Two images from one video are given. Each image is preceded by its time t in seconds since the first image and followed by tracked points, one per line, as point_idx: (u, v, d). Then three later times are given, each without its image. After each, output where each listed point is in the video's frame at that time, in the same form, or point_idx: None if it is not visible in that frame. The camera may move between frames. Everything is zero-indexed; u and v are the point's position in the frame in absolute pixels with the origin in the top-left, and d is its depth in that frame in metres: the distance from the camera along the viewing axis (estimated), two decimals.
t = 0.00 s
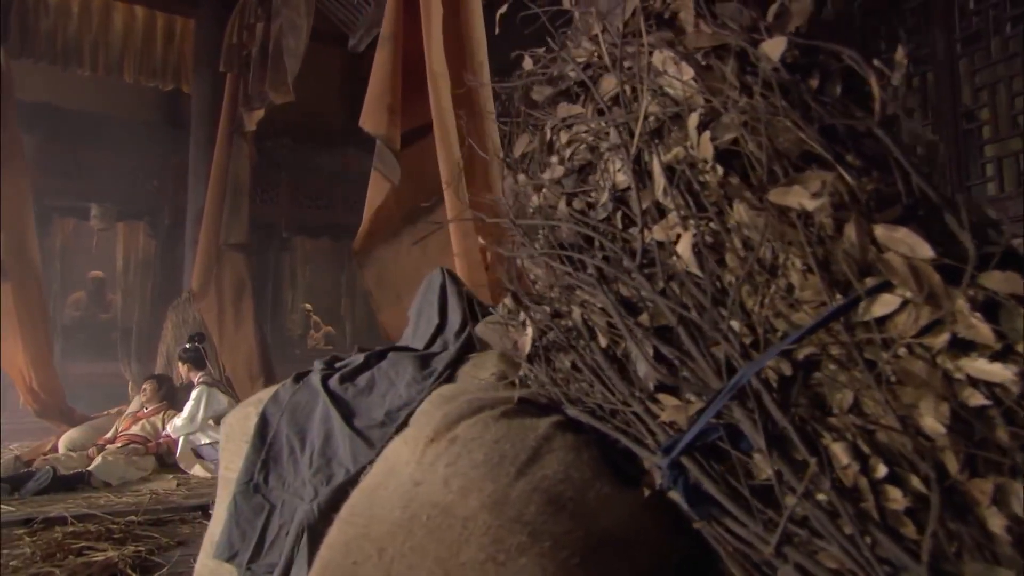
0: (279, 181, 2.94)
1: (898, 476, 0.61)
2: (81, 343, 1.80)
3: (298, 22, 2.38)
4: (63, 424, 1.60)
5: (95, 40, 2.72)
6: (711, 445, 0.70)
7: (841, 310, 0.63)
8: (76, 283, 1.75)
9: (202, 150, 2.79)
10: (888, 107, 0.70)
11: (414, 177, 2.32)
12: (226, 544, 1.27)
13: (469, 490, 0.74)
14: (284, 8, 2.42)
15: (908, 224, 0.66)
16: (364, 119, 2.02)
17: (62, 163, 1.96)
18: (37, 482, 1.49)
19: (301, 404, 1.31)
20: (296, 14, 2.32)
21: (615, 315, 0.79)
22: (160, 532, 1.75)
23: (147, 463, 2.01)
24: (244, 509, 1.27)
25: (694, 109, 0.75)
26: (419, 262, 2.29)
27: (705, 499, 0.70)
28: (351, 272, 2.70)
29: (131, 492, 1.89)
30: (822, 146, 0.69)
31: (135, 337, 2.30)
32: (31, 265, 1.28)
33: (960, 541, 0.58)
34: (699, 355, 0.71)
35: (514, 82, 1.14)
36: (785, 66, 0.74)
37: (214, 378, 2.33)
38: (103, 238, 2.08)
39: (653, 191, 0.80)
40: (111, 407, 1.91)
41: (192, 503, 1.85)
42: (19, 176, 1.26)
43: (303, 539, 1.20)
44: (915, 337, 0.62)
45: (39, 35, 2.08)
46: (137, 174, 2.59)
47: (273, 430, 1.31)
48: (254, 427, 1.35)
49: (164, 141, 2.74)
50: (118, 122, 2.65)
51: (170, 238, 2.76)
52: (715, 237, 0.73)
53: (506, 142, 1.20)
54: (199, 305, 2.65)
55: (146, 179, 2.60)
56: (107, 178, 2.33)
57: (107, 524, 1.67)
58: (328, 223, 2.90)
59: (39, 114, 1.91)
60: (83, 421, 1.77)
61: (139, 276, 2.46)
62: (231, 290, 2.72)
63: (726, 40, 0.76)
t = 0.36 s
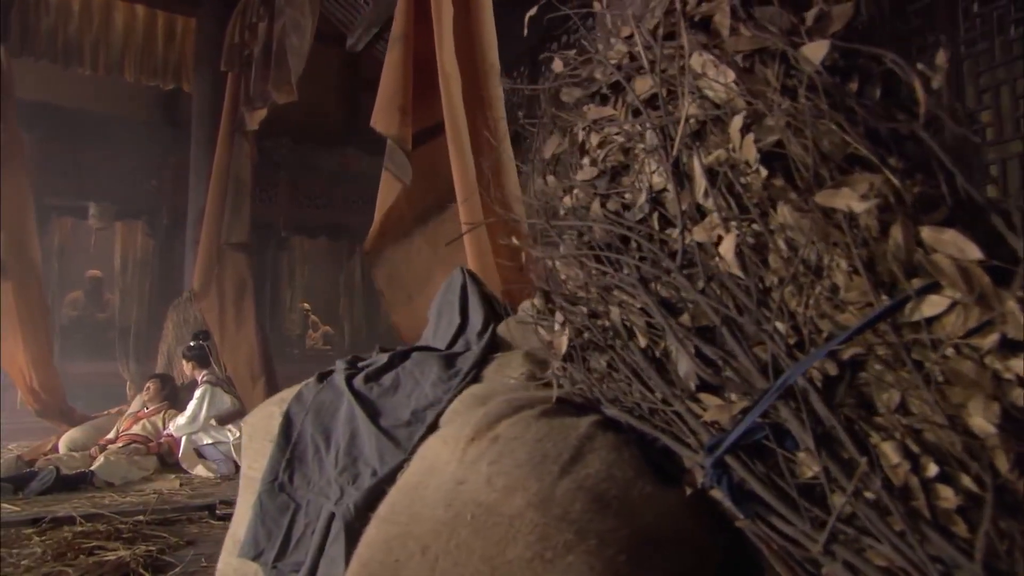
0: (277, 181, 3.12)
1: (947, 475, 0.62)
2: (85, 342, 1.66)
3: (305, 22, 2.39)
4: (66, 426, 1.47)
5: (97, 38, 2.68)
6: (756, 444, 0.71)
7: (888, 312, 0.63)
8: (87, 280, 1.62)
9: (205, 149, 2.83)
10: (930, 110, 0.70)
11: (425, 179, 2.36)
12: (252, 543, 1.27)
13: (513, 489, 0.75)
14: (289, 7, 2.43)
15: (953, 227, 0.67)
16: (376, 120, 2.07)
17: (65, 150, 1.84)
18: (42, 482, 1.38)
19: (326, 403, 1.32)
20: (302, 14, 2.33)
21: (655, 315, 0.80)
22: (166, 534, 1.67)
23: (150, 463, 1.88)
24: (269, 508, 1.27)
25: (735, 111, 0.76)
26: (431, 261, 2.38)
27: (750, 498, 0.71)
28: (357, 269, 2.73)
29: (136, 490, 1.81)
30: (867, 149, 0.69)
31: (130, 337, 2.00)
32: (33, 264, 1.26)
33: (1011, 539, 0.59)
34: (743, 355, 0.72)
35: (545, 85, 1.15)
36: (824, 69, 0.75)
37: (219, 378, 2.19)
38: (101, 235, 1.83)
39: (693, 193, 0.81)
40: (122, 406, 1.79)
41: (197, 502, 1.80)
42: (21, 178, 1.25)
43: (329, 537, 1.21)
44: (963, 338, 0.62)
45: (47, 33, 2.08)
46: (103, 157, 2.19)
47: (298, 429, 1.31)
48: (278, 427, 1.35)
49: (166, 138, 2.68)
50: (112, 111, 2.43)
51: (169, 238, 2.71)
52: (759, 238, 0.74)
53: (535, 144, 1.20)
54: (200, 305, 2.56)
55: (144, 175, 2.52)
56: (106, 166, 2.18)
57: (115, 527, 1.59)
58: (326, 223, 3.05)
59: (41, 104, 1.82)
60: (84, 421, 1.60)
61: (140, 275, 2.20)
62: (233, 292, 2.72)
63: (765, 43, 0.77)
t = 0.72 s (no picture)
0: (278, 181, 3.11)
1: (1000, 473, 0.63)
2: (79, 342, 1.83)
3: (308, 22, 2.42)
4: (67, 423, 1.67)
5: (101, 37, 2.57)
6: (802, 442, 0.71)
7: (936, 312, 0.63)
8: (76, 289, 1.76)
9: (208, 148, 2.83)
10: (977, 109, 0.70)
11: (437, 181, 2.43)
12: (279, 541, 1.28)
13: (558, 487, 0.76)
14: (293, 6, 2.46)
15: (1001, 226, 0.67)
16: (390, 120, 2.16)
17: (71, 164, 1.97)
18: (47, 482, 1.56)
19: (351, 402, 1.32)
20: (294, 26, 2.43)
21: (697, 315, 0.81)
22: (176, 532, 1.73)
23: (155, 463, 2.00)
24: (296, 506, 1.28)
25: (777, 111, 0.76)
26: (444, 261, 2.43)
27: (796, 496, 0.71)
28: (358, 268, 2.96)
29: (141, 489, 1.90)
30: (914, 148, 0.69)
31: (133, 334, 2.26)
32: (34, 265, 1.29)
33: None
34: (788, 354, 0.73)
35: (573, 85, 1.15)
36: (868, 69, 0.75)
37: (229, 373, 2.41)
38: (101, 235, 2.03)
39: (733, 193, 0.81)
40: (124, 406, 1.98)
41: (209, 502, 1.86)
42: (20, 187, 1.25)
43: (357, 535, 1.22)
44: (1013, 337, 0.62)
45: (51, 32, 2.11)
46: (102, 151, 2.28)
47: (323, 427, 1.32)
48: (303, 425, 1.36)
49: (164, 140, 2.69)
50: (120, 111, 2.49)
51: (170, 238, 2.75)
52: (804, 237, 0.75)
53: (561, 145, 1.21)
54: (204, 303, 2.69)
55: (144, 174, 2.58)
56: (107, 163, 2.29)
57: (124, 529, 1.66)
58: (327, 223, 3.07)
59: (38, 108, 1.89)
60: (87, 422, 1.81)
61: (140, 273, 2.45)
62: (237, 292, 2.77)
63: (808, 44, 0.77)
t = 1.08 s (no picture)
0: (280, 180, 3.14)
1: None
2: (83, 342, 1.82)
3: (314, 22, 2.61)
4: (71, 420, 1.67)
5: (104, 35, 2.65)
6: (848, 440, 0.72)
7: (989, 311, 0.63)
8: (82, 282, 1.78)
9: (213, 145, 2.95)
10: None
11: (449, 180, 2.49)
12: (307, 538, 1.28)
13: (605, 484, 0.76)
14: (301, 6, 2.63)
15: None
16: (403, 120, 2.34)
17: (70, 164, 1.89)
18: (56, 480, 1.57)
19: (378, 399, 1.33)
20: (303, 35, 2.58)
21: (739, 314, 0.81)
22: (188, 529, 1.78)
23: (163, 463, 2.07)
24: (324, 503, 1.29)
25: (822, 112, 0.76)
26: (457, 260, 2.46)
27: (844, 494, 0.72)
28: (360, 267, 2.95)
29: (148, 489, 1.93)
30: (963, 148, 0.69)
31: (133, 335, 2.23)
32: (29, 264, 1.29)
33: None
34: (834, 352, 0.73)
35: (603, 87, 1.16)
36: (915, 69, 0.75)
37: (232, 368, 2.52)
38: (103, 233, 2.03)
39: (775, 193, 0.82)
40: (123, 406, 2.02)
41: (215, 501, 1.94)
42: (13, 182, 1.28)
43: (385, 533, 1.22)
44: None
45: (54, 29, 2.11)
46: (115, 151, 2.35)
47: (351, 425, 1.33)
48: (330, 423, 1.37)
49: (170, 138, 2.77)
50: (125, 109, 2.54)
51: (170, 237, 2.72)
52: (850, 236, 0.75)
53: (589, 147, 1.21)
54: (208, 302, 2.77)
55: (146, 175, 2.60)
56: (113, 159, 2.32)
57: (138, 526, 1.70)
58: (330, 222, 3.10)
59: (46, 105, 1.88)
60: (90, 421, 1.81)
61: (140, 274, 2.39)
62: (241, 292, 2.87)
63: (851, 44, 0.78)
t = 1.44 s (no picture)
0: (284, 180, 2.92)
1: None
2: (86, 344, 2.10)
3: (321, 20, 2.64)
4: (75, 419, 1.93)
5: (109, 34, 2.58)
6: (897, 439, 0.72)
7: None
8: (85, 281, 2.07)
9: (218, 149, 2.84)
10: None
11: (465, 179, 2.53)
12: (337, 536, 1.29)
13: (650, 481, 0.77)
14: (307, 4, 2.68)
15: None
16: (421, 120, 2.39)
17: (70, 169, 2.15)
18: (64, 480, 1.80)
19: (406, 397, 1.34)
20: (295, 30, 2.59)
21: (783, 313, 0.81)
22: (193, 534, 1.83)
23: (170, 462, 2.09)
24: (352, 501, 1.30)
25: (869, 111, 0.76)
26: (473, 258, 2.47)
27: (893, 492, 0.72)
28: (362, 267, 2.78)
29: (158, 487, 2.00)
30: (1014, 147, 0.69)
31: (136, 333, 2.33)
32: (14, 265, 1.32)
33: None
34: (882, 350, 0.73)
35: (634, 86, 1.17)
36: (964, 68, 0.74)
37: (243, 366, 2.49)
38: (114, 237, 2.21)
39: (818, 192, 0.82)
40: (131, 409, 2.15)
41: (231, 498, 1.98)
42: None
43: (414, 531, 1.23)
44: None
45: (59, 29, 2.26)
46: (117, 153, 2.41)
47: (378, 423, 1.34)
48: (357, 421, 1.38)
49: (171, 138, 2.69)
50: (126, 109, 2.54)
51: (174, 237, 2.65)
52: (897, 235, 0.75)
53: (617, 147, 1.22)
54: (215, 301, 2.70)
55: (149, 173, 2.57)
56: (116, 160, 2.39)
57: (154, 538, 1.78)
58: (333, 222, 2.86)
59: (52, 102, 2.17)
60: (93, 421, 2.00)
61: (146, 272, 2.44)
62: (247, 290, 2.75)
63: (895, 43, 0.77)
